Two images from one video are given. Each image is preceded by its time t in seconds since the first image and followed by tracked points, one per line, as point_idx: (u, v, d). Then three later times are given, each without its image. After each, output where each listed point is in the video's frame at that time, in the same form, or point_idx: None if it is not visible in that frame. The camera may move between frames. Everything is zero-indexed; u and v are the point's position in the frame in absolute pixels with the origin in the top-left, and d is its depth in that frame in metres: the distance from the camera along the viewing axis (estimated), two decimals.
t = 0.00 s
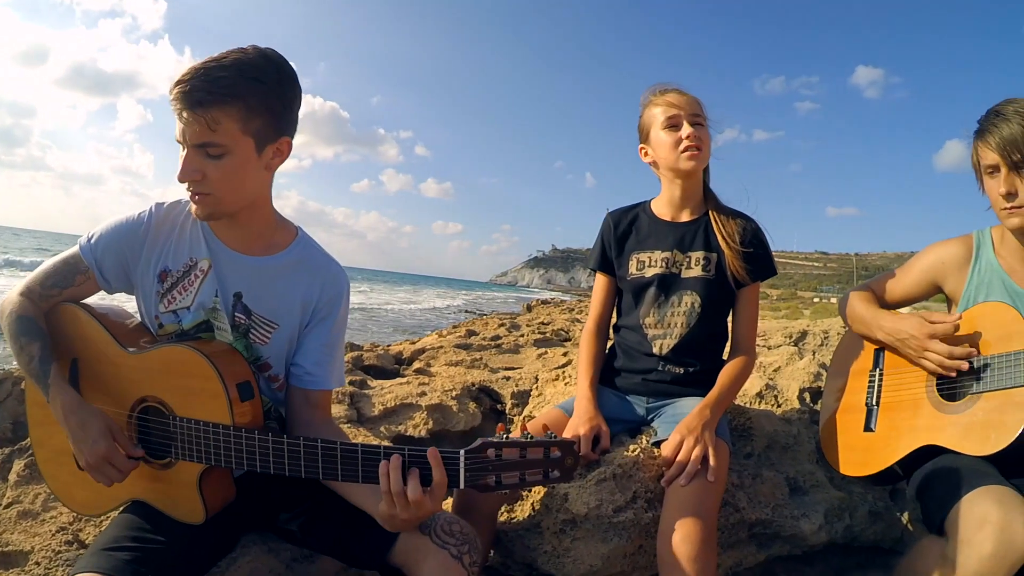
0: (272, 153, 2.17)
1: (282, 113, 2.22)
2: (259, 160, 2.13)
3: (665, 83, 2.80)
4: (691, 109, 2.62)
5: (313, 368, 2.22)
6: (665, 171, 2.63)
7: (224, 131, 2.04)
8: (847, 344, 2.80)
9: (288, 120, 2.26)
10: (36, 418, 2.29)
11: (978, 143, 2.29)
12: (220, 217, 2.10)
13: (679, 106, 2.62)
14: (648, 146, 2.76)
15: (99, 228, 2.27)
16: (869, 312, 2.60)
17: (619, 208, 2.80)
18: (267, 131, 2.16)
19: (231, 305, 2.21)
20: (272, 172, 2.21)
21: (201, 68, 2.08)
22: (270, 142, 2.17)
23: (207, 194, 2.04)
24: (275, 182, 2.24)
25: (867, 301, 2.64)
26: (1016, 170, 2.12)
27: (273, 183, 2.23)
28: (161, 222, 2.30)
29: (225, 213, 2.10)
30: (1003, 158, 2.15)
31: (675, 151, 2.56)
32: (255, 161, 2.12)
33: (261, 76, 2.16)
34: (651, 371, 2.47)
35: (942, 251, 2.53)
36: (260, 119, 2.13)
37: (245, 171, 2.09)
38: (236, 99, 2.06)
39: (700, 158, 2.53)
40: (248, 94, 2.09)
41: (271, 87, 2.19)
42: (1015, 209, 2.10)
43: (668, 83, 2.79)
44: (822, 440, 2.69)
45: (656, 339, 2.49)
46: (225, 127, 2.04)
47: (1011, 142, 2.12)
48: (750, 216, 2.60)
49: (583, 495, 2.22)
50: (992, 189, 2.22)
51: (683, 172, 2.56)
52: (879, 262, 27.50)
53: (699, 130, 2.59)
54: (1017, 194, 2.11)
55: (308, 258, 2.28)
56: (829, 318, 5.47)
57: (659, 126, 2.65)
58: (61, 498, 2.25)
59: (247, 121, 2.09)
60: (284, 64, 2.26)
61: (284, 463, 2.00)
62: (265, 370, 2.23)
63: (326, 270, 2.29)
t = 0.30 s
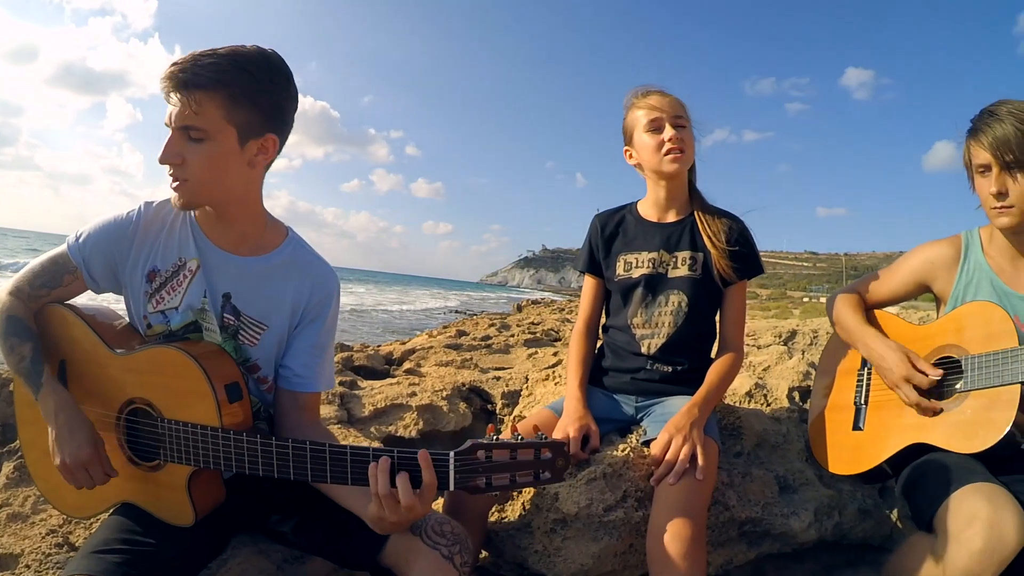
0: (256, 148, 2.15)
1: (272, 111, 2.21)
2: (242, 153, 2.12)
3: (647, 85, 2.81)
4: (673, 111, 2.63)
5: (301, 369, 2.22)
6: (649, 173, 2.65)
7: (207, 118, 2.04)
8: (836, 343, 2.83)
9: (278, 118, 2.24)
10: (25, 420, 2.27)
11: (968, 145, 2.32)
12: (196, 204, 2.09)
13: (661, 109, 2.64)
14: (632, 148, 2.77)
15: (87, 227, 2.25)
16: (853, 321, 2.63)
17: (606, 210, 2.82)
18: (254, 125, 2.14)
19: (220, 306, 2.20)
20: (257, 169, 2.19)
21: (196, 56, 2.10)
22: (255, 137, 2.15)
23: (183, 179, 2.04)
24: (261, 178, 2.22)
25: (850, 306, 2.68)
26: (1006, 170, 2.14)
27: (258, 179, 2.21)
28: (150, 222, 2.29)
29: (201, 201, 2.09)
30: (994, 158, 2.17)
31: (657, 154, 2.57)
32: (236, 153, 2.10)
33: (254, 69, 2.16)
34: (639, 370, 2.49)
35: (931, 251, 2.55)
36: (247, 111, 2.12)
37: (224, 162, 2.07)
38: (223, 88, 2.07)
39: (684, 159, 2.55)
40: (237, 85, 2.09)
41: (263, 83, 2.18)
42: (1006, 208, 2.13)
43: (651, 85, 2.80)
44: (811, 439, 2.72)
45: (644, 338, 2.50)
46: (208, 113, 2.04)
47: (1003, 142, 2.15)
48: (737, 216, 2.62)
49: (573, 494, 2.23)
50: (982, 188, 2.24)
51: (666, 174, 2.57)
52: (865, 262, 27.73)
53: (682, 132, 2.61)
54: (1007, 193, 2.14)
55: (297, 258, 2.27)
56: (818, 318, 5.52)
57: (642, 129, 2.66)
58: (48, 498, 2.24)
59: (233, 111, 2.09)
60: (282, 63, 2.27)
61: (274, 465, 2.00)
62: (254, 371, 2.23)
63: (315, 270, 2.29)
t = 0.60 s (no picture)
0: (246, 151, 2.13)
1: (264, 114, 2.21)
2: (232, 156, 2.11)
3: (639, 85, 2.82)
4: (665, 110, 2.65)
5: (293, 370, 2.22)
6: (640, 172, 2.66)
7: (197, 120, 2.04)
8: (828, 342, 2.85)
9: (269, 122, 2.24)
10: (15, 422, 2.26)
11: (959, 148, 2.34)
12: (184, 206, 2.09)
13: (653, 108, 2.65)
14: (624, 147, 2.78)
15: (78, 228, 2.24)
16: (849, 322, 2.64)
17: (596, 211, 2.83)
18: (245, 127, 2.14)
19: (211, 307, 2.20)
20: (248, 173, 2.18)
21: (190, 57, 2.10)
22: (246, 140, 2.15)
23: (172, 180, 2.03)
24: (251, 182, 2.22)
25: (841, 306, 2.70)
26: (997, 172, 2.16)
27: (249, 182, 2.20)
28: (142, 223, 2.28)
29: (189, 204, 2.08)
30: (985, 160, 2.19)
31: (649, 153, 2.58)
32: (226, 156, 2.09)
33: (247, 71, 2.16)
34: (630, 370, 2.50)
35: (921, 251, 2.57)
36: (239, 114, 2.12)
37: (214, 164, 2.07)
38: (215, 90, 2.07)
39: (675, 158, 2.56)
40: (229, 86, 2.10)
41: (256, 85, 2.18)
42: (996, 210, 2.16)
43: (643, 85, 2.82)
44: (802, 437, 2.74)
45: (635, 338, 2.52)
46: (199, 114, 2.04)
47: (993, 144, 2.17)
48: (727, 217, 2.64)
49: (565, 493, 2.24)
50: (973, 189, 2.26)
51: (657, 173, 2.59)
52: (857, 262, 27.90)
53: (673, 131, 2.62)
54: (998, 195, 2.16)
55: (289, 260, 2.27)
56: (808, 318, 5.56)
57: (633, 128, 2.68)
58: (40, 501, 2.23)
59: (224, 113, 2.09)
60: (276, 66, 2.27)
61: (266, 465, 2.00)
62: (245, 372, 2.23)
63: (307, 272, 2.29)
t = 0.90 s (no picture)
0: (247, 147, 2.14)
1: (266, 112, 2.22)
2: (233, 152, 2.11)
3: (636, 85, 2.83)
4: (661, 111, 2.66)
5: (286, 371, 2.22)
6: (635, 173, 2.67)
7: (201, 113, 2.04)
8: (820, 341, 2.86)
9: (270, 120, 2.25)
10: (7, 424, 2.24)
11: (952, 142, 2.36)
12: (184, 202, 2.07)
13: (650, 109, 2.66)
14: (619, 147, 2.79)
15: (70, 228, 2.23)
16: (840, 314, 2.67)
17: (590, 211, 2.84)
18: (247, 124, 2.15)
19: (204, 308, 2.19)
20: (246, 169, 2.18)
21: (194, 51, 2.11)
22: (248, 136, 2.15)
23: (172, 174, 2.02)
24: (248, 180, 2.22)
25: (833, 303, 2.72)
26: (990, 167, 2.18)
27: (247, 179, 2.20)
28: (134, 222, 2.27)
29: (188, 199, 2.06)
30: (978, 155, 2.21)
31: (645, 155, 2.59)
32: (229, 151, 2.10)
33: (252, 67, 2.18)
34: (623, 369, 2.51)
35: (913, 251, 2.59)
36: (242, 110, 2.13)
37: (215, 159, 2.06)
38: (221, 84, 2.08)
39: (670, 162, 2.58)
40: (235, 81, 2.11)
41: (260, 82, 2.20)
42: (988, 205, 2.18)
43: (639, 85, 2.82)
44: (794, 437, 2.76)
45: (629, 338, 2.52)
46: (204, 108, 2.04)
47: (986, 140, 2.19)
48: (720, 217, 2.65)
49: (559, 493, 2.24)
50: (966, 185, 2.28)
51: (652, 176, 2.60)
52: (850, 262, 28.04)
53: (669, 132, 2.63)
54: (990, 190, 2.18)
55: (281, 260, 2.27)
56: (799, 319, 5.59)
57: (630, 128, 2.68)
58: (34, 503, 2.22)
59: (228, 108, 2.09)
60: (278, 64, 2.29)
61: (259, 465, 1.99)
62: (238, 373, 2.22)
63: (299, 272, 2.28)
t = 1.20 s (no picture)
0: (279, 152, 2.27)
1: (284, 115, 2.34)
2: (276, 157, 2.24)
3: (635, 85, 2.83)
4: (660, 112, 2.66)
5: (280, 371, 2.21)
6: (632, 173, 2.67)
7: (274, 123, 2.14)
8: (815, 341, 2.87)
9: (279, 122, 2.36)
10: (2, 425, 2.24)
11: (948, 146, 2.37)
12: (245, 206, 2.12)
13: (648, 109, 2.66)
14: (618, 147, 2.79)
15: (62, 230, 2.22)
16: (831, 324, 2.67)
17: (587, 211, 2.84)
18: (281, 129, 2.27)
19: (197, 309, 2.19)
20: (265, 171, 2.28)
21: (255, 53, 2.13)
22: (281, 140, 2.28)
23: (249, 182, 2.07)
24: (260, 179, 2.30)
25: (826, 308, 2.72)
26: (986, 171, 2.19)
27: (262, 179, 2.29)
28: (127, 224, 2.26)
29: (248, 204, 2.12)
30: (974, 159, 2.22)
31: (643, 155, 2.60)
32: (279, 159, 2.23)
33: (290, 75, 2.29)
34: (619, 369, 2.51)
35: (909, 252, 2.60)
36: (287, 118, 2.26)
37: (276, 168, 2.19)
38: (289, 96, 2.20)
39: (667, 163, 2.58)
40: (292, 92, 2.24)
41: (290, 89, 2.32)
42: (984, 209, 2.19)
43: (639, 85, 2.83)
44: (790, 437, 2.76)
45: (624, 338, 2.53)
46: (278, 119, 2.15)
47: (982, 144, 2.20)
48: (716, 218, 2.66)
49: (554, 493, 2.24)
50: (961, 188, 2.30)
51: (649, 175, 2.60)
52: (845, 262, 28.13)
53: (668, 133, 2.63)
54: (986, 194, 2.19)
55: (274, 260, 2.27)
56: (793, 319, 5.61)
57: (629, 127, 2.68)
58: (29, 505, 2.21)
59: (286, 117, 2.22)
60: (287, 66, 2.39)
61: (254, 465, 1.99)
62: (231, 374, 2.22)
63: (292, 272, 2.29)
